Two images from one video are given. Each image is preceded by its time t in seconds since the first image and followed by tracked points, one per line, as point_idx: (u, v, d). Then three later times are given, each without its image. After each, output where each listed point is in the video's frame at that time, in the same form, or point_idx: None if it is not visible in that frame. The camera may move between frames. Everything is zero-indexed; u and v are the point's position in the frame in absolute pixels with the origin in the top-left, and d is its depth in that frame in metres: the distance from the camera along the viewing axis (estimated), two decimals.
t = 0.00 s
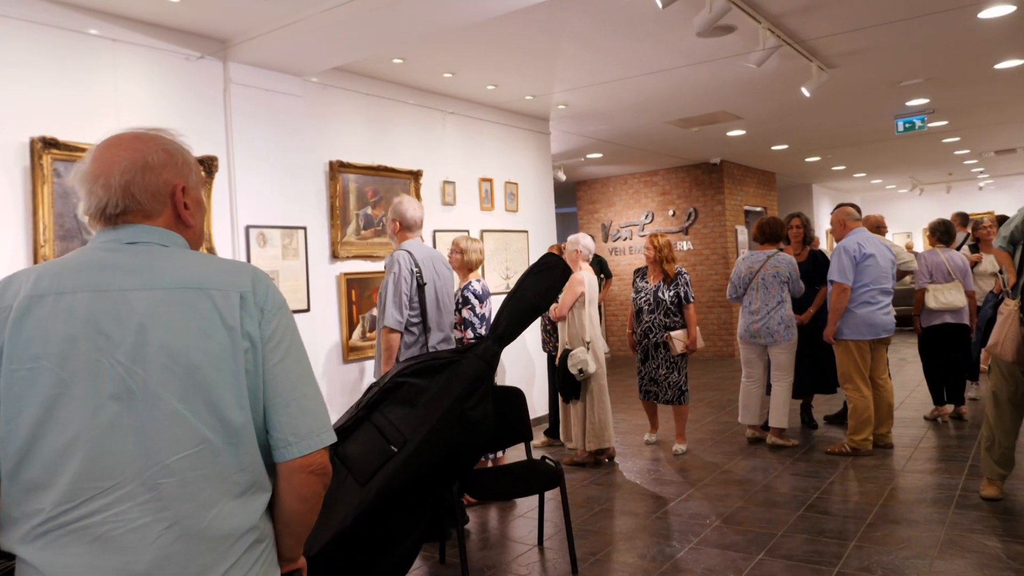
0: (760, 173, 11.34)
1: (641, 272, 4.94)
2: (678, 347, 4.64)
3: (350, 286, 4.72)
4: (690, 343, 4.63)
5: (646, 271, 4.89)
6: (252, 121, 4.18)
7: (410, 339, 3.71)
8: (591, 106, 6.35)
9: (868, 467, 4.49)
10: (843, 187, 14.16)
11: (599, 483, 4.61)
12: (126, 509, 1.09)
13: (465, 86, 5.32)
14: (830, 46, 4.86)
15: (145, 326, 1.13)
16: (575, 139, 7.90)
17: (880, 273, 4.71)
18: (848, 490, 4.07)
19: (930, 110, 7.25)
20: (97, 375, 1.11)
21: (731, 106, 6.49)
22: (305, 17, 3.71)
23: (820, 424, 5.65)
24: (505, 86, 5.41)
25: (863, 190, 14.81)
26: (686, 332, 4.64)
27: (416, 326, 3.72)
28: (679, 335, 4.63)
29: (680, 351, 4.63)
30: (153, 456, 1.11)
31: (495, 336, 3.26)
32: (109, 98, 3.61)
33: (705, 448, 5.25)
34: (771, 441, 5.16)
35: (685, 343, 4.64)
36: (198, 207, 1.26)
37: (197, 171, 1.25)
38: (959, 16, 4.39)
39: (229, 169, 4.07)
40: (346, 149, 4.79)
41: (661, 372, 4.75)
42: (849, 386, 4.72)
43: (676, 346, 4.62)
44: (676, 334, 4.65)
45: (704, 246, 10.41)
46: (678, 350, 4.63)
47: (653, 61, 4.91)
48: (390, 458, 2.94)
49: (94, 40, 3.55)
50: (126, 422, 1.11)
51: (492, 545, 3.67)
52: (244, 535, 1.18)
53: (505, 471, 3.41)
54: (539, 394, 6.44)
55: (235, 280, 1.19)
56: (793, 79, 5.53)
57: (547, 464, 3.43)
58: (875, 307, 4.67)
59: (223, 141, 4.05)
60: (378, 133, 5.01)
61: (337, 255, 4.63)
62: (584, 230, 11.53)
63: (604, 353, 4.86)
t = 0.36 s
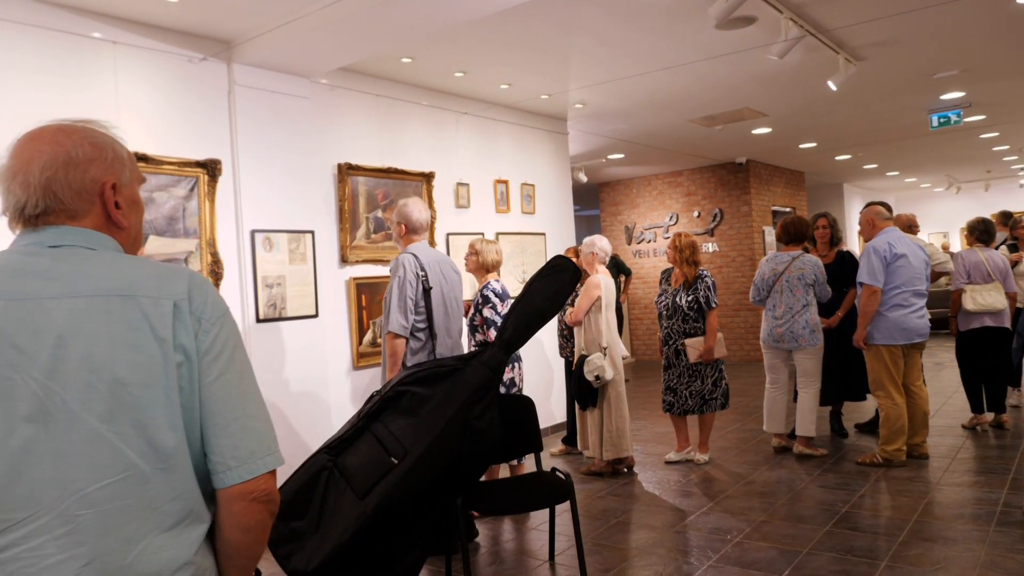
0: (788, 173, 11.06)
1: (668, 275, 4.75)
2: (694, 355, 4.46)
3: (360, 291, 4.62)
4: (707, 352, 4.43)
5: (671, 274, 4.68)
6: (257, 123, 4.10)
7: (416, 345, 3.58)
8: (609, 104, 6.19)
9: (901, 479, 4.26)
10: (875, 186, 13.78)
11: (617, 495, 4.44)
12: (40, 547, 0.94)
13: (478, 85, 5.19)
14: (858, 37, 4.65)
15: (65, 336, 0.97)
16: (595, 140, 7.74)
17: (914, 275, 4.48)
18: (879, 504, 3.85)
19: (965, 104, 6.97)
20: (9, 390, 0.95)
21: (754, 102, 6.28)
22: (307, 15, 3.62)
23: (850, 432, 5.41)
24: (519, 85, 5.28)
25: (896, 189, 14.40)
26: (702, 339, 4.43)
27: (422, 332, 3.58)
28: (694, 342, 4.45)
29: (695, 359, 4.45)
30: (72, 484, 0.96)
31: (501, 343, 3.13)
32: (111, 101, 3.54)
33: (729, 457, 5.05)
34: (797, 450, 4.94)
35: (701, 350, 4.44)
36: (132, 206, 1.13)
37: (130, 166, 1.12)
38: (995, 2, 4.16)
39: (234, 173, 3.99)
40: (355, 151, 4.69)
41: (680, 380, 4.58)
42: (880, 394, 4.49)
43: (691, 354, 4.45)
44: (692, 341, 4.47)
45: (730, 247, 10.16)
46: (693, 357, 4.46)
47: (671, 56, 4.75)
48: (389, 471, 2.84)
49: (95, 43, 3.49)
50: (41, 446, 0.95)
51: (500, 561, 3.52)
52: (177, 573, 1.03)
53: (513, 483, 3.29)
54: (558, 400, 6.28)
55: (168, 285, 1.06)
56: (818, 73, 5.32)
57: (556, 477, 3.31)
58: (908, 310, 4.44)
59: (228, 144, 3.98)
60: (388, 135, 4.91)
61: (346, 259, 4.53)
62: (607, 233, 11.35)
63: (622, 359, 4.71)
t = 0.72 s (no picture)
0: (822, 172, 10.73)
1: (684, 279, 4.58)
2: (706, 362, 4.27)
3: (371, 293, 4.51)
4: (721, 359, 4.24)
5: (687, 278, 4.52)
6: (264, 121, 4.02)
7: (420, 350, 3.44)
8: (631, 101, 6.01)
9: (935, 494, 4.03)
10: (913, 184, 13.34)
11: (633, 506, 4.27)
12: None
13: (494, 82, 5.06)
14: (891, 27, 4.42)
15: None
16: (619, 138, 7.56)
17: (949, 278, 4.24)
18: (910, 521, 3.63)
19: (1008, 99, 6.65)
20: None
21: (783, 97, 6.05)
22: (312, 9, 3.52)
23: (882, 442, 5.17)
24: (537, 81, 5.13)
25: (935, 188, 13.92)
26: (716, 345, 4.25)
27: (427, 336, 3.44)
28: (707, 349, 4.27)
29: (709, 367, 4.27)
30: None
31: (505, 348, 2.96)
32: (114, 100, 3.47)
33: (753, 467, 4.85)
34: (825, 461, 4.72)
35: (714, 357, 4.26)
36: (40, 205, 1.06)
37: (37, 164, 1.05)
38: None
39: (240, 171, 3.92)
40: (367, 150, 4.59)
41: (693, 388, 4.40)
42: (914, 403, 4.26)
43: (704, 361, 4.27)
44: (705, 347, 4.29)
45: (760, 248, 9.89)
46: (707, 365, 4.27)
47: (693, 49, 4.57)
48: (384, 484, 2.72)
49: (99, 40, 3.42)
50: None
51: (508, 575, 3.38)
52: None
53: (518, 494, 3.16)
54: (577, 405, 6.11)
55: (73, 303, 1.00)
56: (850, 66, 5.09)
57: (563, 489, 3.17)
58: (942, 315, 4.21)
59: (234, 143, 3.91)
60: (401, 133, 4.80)
61: (357, 260, 4.43)
62: (634, 233, 11.14)
63: (641, 366, 4.54)
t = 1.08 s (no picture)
0: (847, 164, 10.44)
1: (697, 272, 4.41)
2: (715, 361, 4.11)
3: (375, 285, 4.40)
4: (729, 357, 4.07)
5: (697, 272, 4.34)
6: (263, 108, 3.92)
7: (421, 344, 3.25)
8: (647, 89, 5.83)
9: (961, 499, 3.83)
10: (943, 178, 12.97)
11: (642, 507, 4.12)
12: None
13: (504, 68, 4.91)
14: (920, 9, 4.21)
15: None
16: (637, 129, 7.36)
17: (978, 274, 4.04)
18: (933, 528, 3.44)
19: None
20: None
21: (806, 85, 5.83)
22: None
23: (906, 444, 4.96)
24: (548, 68, 4.97)
25: (966, 182, 13.50)
26: (725, 344, 4.08)
27: (428, 329, 3.25)
28: (716, 347, 4.10)
29: (717, 366, 4.10)
30: None
31: (505, 343, 2.82)
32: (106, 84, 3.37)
33: (769, 469, 4.67)
34: (844, 463, 4.53)
35: (723, 356, 4.09)
36: None
37: None
38: None
39: (238, 159, 3.82)
40: (371, 138, 4.48)
41: (696, 388, 4.27)
42: (939, 404, 4.06)
43: (712, 360, 4.10)
44: (714, 345, 4.12)
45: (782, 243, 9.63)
46: (715, 363, 4.11)
47: (710, 32, 4.39)
48: (374, 483, 2.59)
49: (91, 22, 3.32)
50: None
51: None
52: None
53: (518, 493, 3.03)
54: (589, 402, 5.96)
55: None
56: (876, 50, 4.88)
57: (565, 490, 3.03)
58: (971, 313, 4.01)
59: (232, 130, 3.81)
60: (407, 122, 4.68)
61: (360, 252, 4.32)
62: (652, 227, 10.93)
63: (653, 363, 4.37)
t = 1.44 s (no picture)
0: (860, 156, 10.19)
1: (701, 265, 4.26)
2: (712, 359, 3.98)
3: (367, 278, 4.25)
4: (726, 354, 3.92)
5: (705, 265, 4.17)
6: (249, 94, 3.75)
7: (409, 340, 3.07)
8: (653, 77, 5.63)
9: (979, 505, 3.64)
10: (958, 171, 12.69)
11: (643, 511, 3.95)
12: None
13: (503, 54, 4.73)
14: None
15: None
16: (643, 118, 7.16)
17: (998, 268, 3.84)
18: (950, 537, 3.26)
19: None
20: None
21: (818, 72, 5.62)
22: None
23: (920, 445, 4.77)
24: (549, 54, 4.79)
25: (982, 175, 13.21)
26: (721, 341, 3.93)
27: (417, 325, 3.06)
28: (713, 344, 3.97)
29: (714, 363, 3.97)
30: None
31: (495, 341, 2.68)
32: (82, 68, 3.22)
33: (776, 470, 4.49)
34: (856, 465, 4.34)
35: (720, 353, 3.94)
36: None
37: None
38: None
39: (223, 147, 3.66)
40: (364, 126, 4.31)
41: (701, 389, 4.12)
42: (956, 405, 3.87)
43: (709, 357, 3.98)
44: (711, 342, 3.98)
45: (792, 236, 9.41)
46: (712, 360, 3.98)
47: (717, 15, 4.19)
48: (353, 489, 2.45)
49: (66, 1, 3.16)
50: None
51: None
52: None
53: (510, 498, 2.87)
54: (592, 399, 5.79)
55: None
56: (892, 34, 4.66)
57: (559, 496, 2.87)
58: (990, 309, 3.81)
59: (216, 117, 3.65)
60: (402, 109, 4.51)
61: (351, 244, 4.17)
62: (659, 219, 10.73)
63: (656, 360, 4.18)
